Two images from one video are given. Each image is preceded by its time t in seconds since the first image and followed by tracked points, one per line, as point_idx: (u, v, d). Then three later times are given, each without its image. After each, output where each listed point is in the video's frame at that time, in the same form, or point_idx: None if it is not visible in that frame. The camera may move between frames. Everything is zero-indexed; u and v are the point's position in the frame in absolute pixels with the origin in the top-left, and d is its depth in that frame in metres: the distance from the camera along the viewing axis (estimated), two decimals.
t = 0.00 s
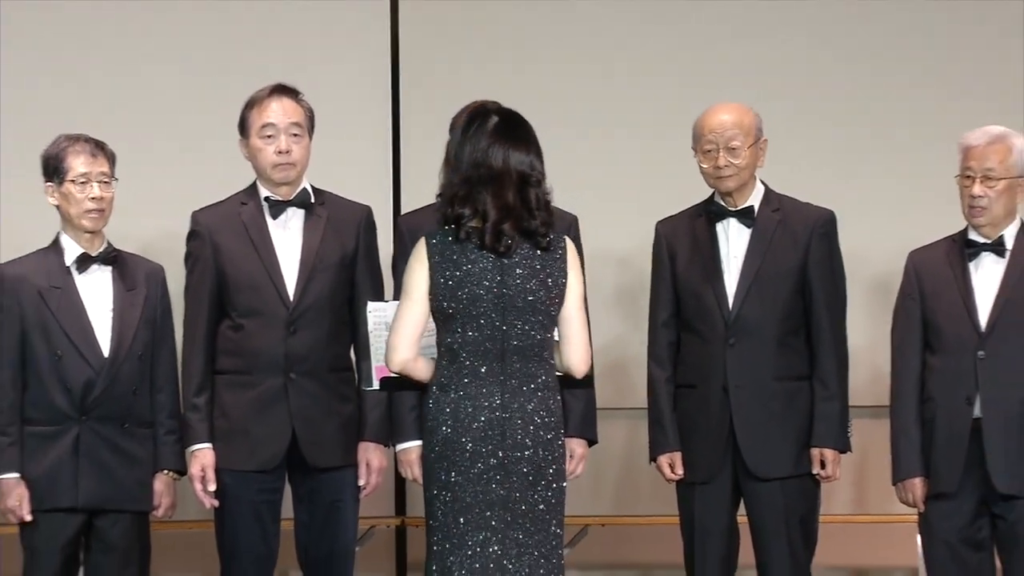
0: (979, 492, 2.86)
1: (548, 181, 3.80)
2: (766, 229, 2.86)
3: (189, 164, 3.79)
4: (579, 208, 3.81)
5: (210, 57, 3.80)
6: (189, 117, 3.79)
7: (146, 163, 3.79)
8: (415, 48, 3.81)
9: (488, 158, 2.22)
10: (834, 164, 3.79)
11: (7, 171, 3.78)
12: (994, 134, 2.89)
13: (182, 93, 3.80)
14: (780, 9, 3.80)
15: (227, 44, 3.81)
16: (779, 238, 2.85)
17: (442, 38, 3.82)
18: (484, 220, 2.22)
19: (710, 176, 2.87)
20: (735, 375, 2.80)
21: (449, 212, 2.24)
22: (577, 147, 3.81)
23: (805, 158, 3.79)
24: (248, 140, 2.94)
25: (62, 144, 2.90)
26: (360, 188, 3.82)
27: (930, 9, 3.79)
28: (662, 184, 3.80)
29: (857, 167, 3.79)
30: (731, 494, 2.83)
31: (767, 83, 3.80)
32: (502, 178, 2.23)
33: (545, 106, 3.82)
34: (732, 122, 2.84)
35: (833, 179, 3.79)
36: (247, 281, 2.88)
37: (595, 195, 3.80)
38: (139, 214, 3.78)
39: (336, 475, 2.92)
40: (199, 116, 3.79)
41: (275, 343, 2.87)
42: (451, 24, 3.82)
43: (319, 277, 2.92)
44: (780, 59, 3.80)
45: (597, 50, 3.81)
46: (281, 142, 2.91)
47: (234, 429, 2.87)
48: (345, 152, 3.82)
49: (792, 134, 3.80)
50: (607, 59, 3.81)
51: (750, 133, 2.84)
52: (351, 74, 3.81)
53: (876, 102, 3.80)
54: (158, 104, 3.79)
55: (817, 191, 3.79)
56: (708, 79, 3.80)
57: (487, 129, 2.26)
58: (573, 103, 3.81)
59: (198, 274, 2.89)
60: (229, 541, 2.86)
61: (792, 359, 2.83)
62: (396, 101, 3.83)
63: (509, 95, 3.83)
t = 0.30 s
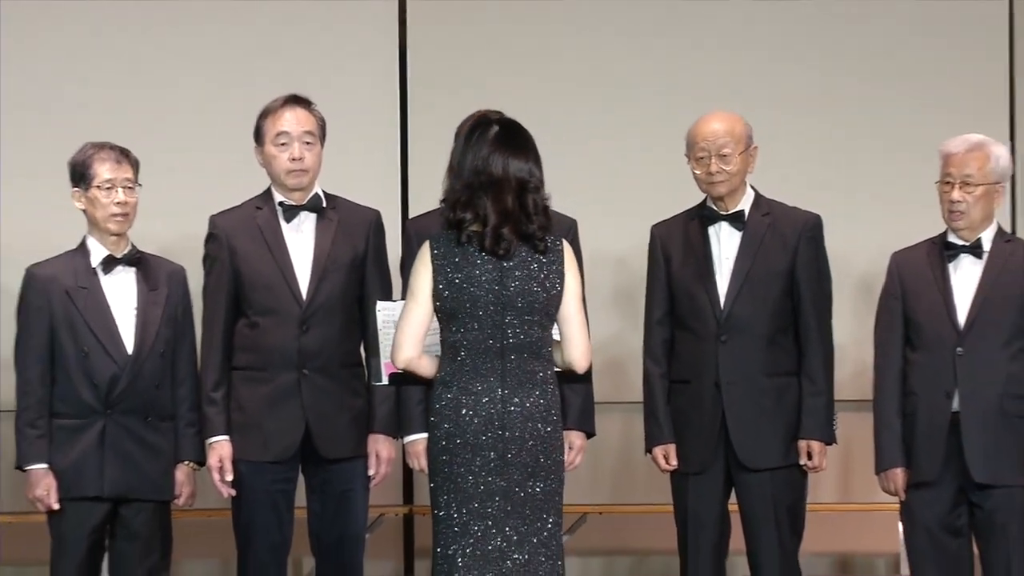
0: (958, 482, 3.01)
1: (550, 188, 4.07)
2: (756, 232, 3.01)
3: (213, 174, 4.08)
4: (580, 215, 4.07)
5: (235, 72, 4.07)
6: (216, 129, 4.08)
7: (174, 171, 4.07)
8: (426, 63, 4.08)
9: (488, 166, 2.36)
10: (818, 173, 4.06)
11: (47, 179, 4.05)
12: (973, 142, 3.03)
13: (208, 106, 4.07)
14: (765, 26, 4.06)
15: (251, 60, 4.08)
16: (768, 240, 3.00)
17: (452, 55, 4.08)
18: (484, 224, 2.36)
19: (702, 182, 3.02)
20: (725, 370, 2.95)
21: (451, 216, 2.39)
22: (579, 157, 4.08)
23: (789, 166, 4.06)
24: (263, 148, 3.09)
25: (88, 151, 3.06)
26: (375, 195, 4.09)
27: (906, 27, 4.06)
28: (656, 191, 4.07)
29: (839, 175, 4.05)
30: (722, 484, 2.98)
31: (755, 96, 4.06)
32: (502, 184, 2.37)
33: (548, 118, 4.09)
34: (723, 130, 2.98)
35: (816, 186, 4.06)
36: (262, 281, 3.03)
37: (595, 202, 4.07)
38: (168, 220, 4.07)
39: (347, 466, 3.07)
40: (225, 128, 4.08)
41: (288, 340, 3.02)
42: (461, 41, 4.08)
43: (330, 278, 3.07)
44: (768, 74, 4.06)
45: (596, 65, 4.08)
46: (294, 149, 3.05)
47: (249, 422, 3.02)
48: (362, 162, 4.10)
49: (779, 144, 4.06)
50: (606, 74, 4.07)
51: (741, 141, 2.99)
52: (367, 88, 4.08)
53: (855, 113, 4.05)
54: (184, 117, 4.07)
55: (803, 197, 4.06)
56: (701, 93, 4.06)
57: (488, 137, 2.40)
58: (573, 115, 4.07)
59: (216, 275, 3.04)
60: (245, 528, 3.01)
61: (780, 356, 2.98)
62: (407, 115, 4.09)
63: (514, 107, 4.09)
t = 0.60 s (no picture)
0: (940, 473, 3.17)
1: (550, 192, 4.24)
2: (748, 235, 3.16)
3: (228, 178, 4.23)
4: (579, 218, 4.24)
5: (247, 80, 4.24)
6: (229, 134, 4.23)
7: (189, 174, 4.22)
8: (431, 72, 4.25)
9: (492, 177, 2.51)
10: (808, 178, 4.24)
11: (66, 183, 4.20)
12: (954, 149, 3.18)
13: (223, 112, 4.23)
14: (759, 37, 4.25)
15: (263, 68, 4.25)
16: (759, 243, 3.15)
17: (456, 64, 4.25)
18: (487, 232, 2.51)
19: (697, 187, 3.17)
20: (717, 366, 3.11)
21: (457, 223, 2.54)
22: (579, 161, 4.25)
23: (781, 170, 4.24)
24: (278, 154, 3.24)
25: (112, 158, 3.22)
26: (382, 198, 4.25)
27: (892, 38, 4.26)
28: (653, 195, 4.24)
29: (827, 179, 4.24)
30: (715, 474, 3.14)
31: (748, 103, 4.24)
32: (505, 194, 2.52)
33: (549, 125, 4.26)
34: (717, 137, 3.14)
35: (804, 189, 4.24)
36: (277, 281, 3.18)
37: (594, 205, 4.25)
38: (182, 223, 4.22)
39: (357, 457, 3.21)
40: (237, 134, 4.24)
41: (301, 337, 3.16)
42: (465, 52, 4.26)
43: (342, 278, 3.22)
44: (759, 82, 4.24)
45: (595, 74, 4.26)
46: (307, 156, 3.20)
47: (264, 415, 3.16)
48: (369, 165, 4.25)
49: (769, 149, 4.24)
50: (604, 82, 4.26)
51: (734, 148, 3.14)
52: (375, 95, 4.25)
53: (844, 120, 4.25)
54: (199, 122, 4.23)
55: (793, 200, 4.23)
56: (695, 101, 4.25)
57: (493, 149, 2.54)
58: (573, 122, 4.25)
59: (233, 275, 3.19)
60: (261, 516, 3.16)
61: (770, 353, 3.13)
62: (413, 121, 4.26)
63: (517, 114, 4.27)
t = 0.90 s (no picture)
0: (923, 463, 3.33)
1: (551, 194, 4.41)
2: (741, 238, 3.32)
3: (243, 181, 4.39)
4: (579, 220, 4.40)
5: (260, 87, 4.40)
6: (243, 139, 4.39)
7: (204, 178, 4.38)
8: (437, 80, 4.41)
9: (495, 175, 2.63)
10: (799, 182, 4.41)
11: (85, 186, 4.36)
12: (937, 155, 3.34)
13: (236, 118, 4.39)
14: (753, 45, 4.42)
15: (274, 75, 4.40)
16: (752, 245, 3.31)
17: (461, 72, 4.42)
18: (495, 227, 2.63)
19: (694, 191, 3.34)
20: (712, 362, 3.27)
21: (464, 220, 2.65)
22: (579, 165, 4.41)
23: (774, 173, 4.41)
24: (292, 159, 3.38)
25: (135, 163, 3.38)
26: (389, 200, 4.41)
27: (880, 47, 4.42)
28: (650, 198, 4.40)
29: (818, 183, 4.40)
30: (711, 464, 3.30)
31: (742, 111, 4.41)
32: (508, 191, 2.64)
33: (550, 130, 4.43)
34: (713, 144, 3.29)
35: (796, 192, 4.40)
36: (292, 280, 3.33)
37: (593, 208, 4.41)
38: (197, 224, 4.37)
39: (369, 448, 3.37)
40: (250, 139, 4.40)
41: (315, 334, 3.32)
42: (469, 60, 4.42)
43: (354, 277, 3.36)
44: (752, 89, 4.41)
45: (595, 82, 4.42)
46: (321, 160, 3.33)
47: (280, 408, 3.32)
48: (376, 168, 4.41)
49: (762, 154, 4.41)
50: (603, 90, 4.42)
51: (728, 154, 3.30)
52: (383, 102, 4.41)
53: (835, 126, 4.41)
54: (214, 127, 4.39)
55: (785, 203, 4.40)
56: (691, 108, 4.41)
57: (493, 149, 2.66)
58: (573, 128, 4.42)
59: (250, 275, 3.34)
60: (278, 504, 3.32)
61: (763, 349, 3.30)
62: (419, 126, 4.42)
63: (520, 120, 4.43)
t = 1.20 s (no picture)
0: (911, 455, 3.49)
1: (552, 196, 4.56)
2: (737, 240, 3.48)
3: (256, 184, 4.54)
4: (580, 221, 4.56)
5: (271, 93, 4.55)
6: (255, 143, 4.55)
7: (218, 180, 4.54)
8: (442, 86, 4.57)
9: (498, 184, 2.77)
10: (792, 184, 4.56)
11: (103, 189, 4.51)
12: (924, 161, 3.50)
13: (249, 123, 4.55)
14: (749, 52, 4.57)
15: (286, 81, 4.56)
16: (746, 246, 3.47)
17: (466, 78, 4.57)
18: (500, 232, 2.77)
19: (691, 196, 3.49)
20: (708, 358, 3.42)
21: (470, 227, 2.80)
22: (579, 168, 4.57)
23: (767, 176, 4.56)
24: (307, 166, 3.53)
25: (156, 169, 3.53)
26: (396, 202, 4.56)
27: (871, 55, 4.57)
28: (649, 200, 4.56)
29: (811, 185, 4.56)
30: (707, 456, 3.46)
31: (736, 115, 4.57)
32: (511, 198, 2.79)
33: (552, 134, 4.58)
34: (710, 151, 3.44)
35: (789, 194, 4.56)
36: (307, 280, 3.48)
37: (594, 209, 4.56)
38: (211, 225, 4.52)
39: (380, 441, 3.52)
40: (262, 143, 4.55)
41: (329, 331, 3.47)
42: (473, 66, 4.58)
43: (366, 277, 3.51)
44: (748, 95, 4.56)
45: (595, 87, 4.58)
46: (334, 169, 3.48)
47: (296, 402, 3.47)
48: (383, 171, 4.57)
49: (756, 158, 4.56)
50: (603, 96, 4.58)
51: (724, 160, 3.45)
52: (390, 107, 4.57)
53: (826, 130, 4.57)
54: (227, 131, 4.54)
55: (779, 205, 4.56)
56: (688, 113, 4.57)
57: (495, 159, 2.81)
58: (574, 132, 4.57)
59: (267, 275, 3.48)
60: (293, 495, 3.47)
61: (757, 345, 3.45)
62: (424, 130, 4.56)
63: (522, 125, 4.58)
